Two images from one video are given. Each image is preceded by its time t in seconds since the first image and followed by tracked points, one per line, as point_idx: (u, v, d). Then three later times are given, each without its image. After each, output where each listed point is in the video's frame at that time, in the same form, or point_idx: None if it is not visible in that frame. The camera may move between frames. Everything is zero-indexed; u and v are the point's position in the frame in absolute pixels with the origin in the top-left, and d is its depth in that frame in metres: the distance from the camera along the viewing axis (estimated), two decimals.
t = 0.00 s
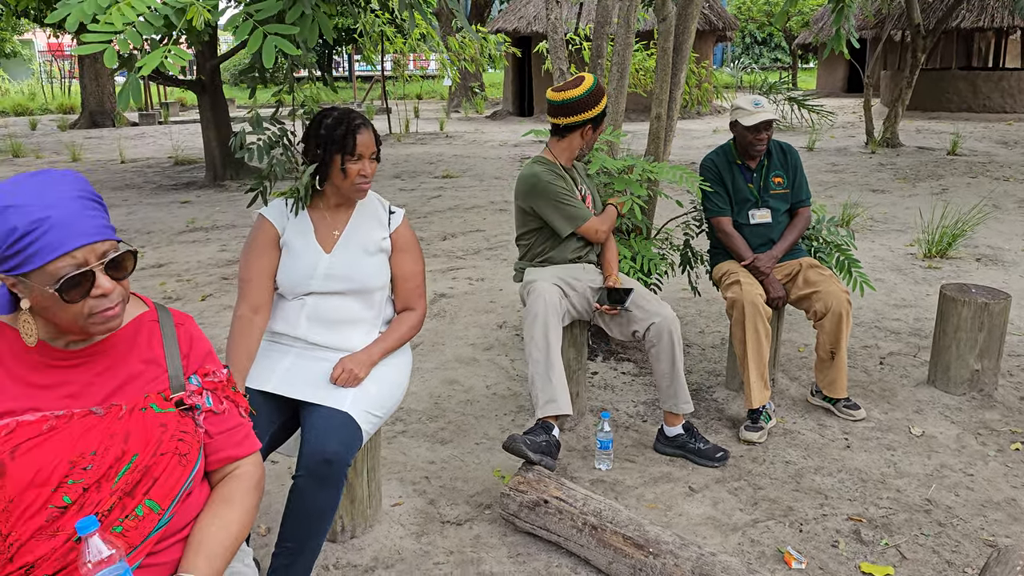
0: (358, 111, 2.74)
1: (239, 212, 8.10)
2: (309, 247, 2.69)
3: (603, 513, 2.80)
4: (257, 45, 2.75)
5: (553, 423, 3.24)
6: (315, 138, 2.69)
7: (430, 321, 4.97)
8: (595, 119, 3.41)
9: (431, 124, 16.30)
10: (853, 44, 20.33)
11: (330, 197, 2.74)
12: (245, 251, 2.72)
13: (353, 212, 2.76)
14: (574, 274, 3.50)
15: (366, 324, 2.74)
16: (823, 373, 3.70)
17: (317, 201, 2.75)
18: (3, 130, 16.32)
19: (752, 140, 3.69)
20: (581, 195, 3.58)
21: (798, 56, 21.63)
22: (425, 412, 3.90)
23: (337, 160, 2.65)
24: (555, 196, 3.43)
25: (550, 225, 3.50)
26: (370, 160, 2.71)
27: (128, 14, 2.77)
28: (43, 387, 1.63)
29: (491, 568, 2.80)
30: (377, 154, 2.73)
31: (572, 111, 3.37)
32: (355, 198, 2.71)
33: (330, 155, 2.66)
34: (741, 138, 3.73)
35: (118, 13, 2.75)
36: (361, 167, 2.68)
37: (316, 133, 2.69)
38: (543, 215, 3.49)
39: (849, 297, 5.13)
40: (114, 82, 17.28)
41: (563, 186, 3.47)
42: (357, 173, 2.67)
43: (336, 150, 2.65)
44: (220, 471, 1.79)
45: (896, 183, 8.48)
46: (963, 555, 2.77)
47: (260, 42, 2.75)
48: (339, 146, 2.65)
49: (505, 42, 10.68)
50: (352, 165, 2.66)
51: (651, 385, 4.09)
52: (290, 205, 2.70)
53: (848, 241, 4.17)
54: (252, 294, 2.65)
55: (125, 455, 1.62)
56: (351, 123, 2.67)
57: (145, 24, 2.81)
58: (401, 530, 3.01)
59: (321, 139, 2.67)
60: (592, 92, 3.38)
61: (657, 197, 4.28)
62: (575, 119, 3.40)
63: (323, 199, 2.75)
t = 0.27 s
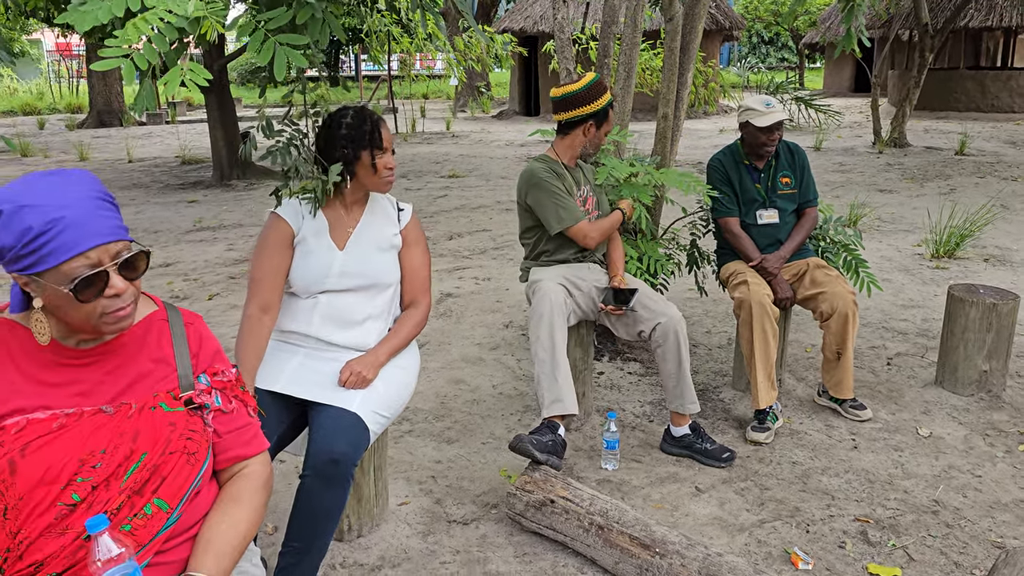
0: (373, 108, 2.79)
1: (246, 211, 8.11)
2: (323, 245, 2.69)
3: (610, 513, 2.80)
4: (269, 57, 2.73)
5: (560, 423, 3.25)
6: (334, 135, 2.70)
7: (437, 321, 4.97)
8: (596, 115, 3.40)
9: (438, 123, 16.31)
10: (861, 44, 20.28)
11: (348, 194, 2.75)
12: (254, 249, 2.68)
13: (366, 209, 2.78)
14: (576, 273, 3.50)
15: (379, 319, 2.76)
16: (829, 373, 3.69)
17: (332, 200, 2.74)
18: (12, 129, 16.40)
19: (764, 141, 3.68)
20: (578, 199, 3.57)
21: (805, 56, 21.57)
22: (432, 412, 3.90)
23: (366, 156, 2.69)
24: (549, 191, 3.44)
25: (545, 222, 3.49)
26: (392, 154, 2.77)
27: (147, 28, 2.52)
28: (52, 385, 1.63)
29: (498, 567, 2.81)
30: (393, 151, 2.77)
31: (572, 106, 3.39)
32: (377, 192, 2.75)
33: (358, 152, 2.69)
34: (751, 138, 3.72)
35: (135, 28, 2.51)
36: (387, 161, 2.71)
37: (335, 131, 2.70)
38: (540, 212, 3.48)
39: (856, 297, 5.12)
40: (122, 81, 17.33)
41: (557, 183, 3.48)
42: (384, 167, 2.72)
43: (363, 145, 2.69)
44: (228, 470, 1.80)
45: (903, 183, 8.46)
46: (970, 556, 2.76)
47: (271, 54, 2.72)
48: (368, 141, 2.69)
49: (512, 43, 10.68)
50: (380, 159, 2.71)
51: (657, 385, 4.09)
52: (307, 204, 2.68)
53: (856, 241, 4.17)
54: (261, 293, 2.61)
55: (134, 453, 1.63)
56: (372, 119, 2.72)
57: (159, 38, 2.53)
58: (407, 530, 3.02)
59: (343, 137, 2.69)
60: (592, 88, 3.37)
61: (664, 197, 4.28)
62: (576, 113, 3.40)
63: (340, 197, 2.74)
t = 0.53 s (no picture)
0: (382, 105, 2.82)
1: (250, 210, 8.13)
2: (334, 243, 2.69)
3: (614, 512, 2.79)
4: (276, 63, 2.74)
5: (564, 422, 3.25)
6: (346, 132, 2.72)
7: (441, 319, 4.98)
8: (600, 114, 3.41)
9: (442, 122, 16.32)
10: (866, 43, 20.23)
11: (357, 191, 2.76)
12: (263, 249, 2.67)
13: (373, 206, 2.80)
14: (578, 272, 3.50)
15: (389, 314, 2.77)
16: (831, 373, 3.68)
17: (342, 198, 2.74)
18: (17, 128, 16.45)
19: (773, 139, 3.68)
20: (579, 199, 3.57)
21: (810, 55, 21.52)
22: (436, 411, 3.91)
23: (379, 151, 2.72)
24: (550, 189, 3.45)
25: (544, 221, 3.50)
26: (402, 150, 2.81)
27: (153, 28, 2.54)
28: (57, 381, 1.61)
29: (502, 566, 2.81)
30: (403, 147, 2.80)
31: (578, 104, 3.41)
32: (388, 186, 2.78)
33: (371, 147, 2.71)
34: (760, 135, 3.71)
35: (141, 27, 2.52)
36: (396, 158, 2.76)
37: (346, 128, 2.72)
38: (541, 210, 3.49)
39: (861, 296, 5.11)
40: (127, 80, 17.37)
41: (559, 182, 3.49)
42: (395, 162, 2.76)
43: (375, 140, 2.72)
44: (231, 465, 1.80)
45: (909, 182, 8.44)
46: (976, 556, 2.76)
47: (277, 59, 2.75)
48: (380, 136, 2.73)
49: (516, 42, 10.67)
50: (392, 154, 2.75)
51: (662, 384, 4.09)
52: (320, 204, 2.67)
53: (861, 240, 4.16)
54: (270, 292, 2.60)
55: (140, 449, 1.63)
56: (383, 114, 2.75)
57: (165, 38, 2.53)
58: (412, 528, 3.02)
59: (355, 134, 2.71)
60: (597, 87, 3.38)
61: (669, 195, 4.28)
62: (581, 112, 3.42)
63: (350, 194, 2.75)
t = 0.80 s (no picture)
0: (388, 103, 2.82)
1: (255, 209, 8.14)
2: (340, 242, 2.70)
3: (618, 511, 2.79)
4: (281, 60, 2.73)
5: (567, 420, 3.25)
6: (353, 131, 2.72)
7: (445, 318, 4.98)
8: (611, 114, 3.41)
9: (446, 121, 16.32)
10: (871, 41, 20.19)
11: (363, 189, 2.77)
12: (269, 248, 2.67)
13: (379, 204, 2.80)
14: (583, 272, 3.49)
15: (394, 311, 2.78)
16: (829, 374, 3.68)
17: (348, 197, 2.75)
18: (23, 128, 16.48)
19: (778, 139, 3.68)
20: (587, 198, 3.57)
21: (815, 53, 21.47)
22: (441, 409, 3.91)
23: (386, 150, 2.72)
24: (558, 187, 3.45)
25: (552, 219, 3.50)
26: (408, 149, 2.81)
27: (160, 23, 2.52)
28: (68, 378, 1.61)
29: (506, 565, 2.81)
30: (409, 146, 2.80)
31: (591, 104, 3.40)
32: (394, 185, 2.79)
33: (377, 146, 2.72)
34: (767, 134, 3.71)
35: (149, 19, 2.50)
36: (402, 157, 2.76)
37: (353, 128, 2.72)
38: (549, 207, 3.48)
39: (866, 295, 5.11)
40: (131, 79, 17.40)
41: (567, 179, 3.49)
42: (402, 161, 2.77)
43: (382, 140, 2.72)
44: (236, 461, 1.81)
45: (914, 181, 8.42)
46: (981, 556, 2.75)
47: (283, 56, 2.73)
48: (387, 135, 2.73)
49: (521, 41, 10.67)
50: (399, 153, 2.75)
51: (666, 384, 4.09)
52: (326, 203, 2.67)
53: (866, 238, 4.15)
54: (276, 290, 2.60)
55: (151, 446, 1.63)
56: (389, 113, 2.76)
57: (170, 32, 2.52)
58: (416, 527, 3.03)
59: (362, 132, 2.71)
60: (608, 87, 3.38)
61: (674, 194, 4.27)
62: (593, 111, 3.41)
63: (355, 193, 2.76)
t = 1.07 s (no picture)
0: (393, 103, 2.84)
1: (261, 209, 8.15)
2: (347, 241, 2.71)
3: (625, 511, 2.79)
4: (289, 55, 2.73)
5: (573, 419, 3.24)
6: (360, 130, 2.74)
7: (451, 318, 4.99)
8: (630, 118, 3.43)
9: (451, 121, 16.33)
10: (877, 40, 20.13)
11: (369, 188, 2.78)
12: (275, 247, 2.68)
13: (384, 203, 2.81)
14: (587, 271, 3.49)
15: (400, 310, 2.78)
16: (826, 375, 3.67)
17: (354, 196, 2.76)
18: (30, 128, 16.54)
19: (786, 139, 3.69)
20: (598, 193, 3.56)
21: (821, 51, 21.42)
22: (446, 409, 3.91)
23: (392, 150, 2.73)
24: (569, 184, 3.46)
25: (563, 216, 3.51)
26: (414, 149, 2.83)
27: (167, 20, 2.51)
28: (79, 376, 1.62)
29: (513, 564, 2.81)
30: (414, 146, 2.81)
31: (610, 106, 3.39)
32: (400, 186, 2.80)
33: (384, 146, 2.73)
34: (776, 133, 3.70)
35: (156, 17, 2.49)
36: (407, 157, 2.77)
37: (360, 127, 2.74)
38: (560, 204, 3.49)
39: (872, 294, 5.09)
40: (138, 79, 17.44)
41: (580, 178, 3.49)
42: (408, 161, 2.78)
43: (389, 139, 2.74)
44: (244, 458, 1.81)
45: (920, 179, 8.39)
46: (988, 555, 2.74)
47: (291, 49, 2.73)
48: (394, 135, 2.75)
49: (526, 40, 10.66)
50: (405, 153, 2.76)
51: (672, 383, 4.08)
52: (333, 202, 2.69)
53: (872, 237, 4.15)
54: (283, 289, 2.60)
55: (162, 444, 1.64)
56: (395, 113, 2.78)
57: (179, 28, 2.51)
58: (422, 526, 3.03)
59: (369, 131, 2.73)
60: (628, 92, 3.39)
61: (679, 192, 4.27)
62: (610, 113, 3.42)
63: (361, 191, 2.77)
